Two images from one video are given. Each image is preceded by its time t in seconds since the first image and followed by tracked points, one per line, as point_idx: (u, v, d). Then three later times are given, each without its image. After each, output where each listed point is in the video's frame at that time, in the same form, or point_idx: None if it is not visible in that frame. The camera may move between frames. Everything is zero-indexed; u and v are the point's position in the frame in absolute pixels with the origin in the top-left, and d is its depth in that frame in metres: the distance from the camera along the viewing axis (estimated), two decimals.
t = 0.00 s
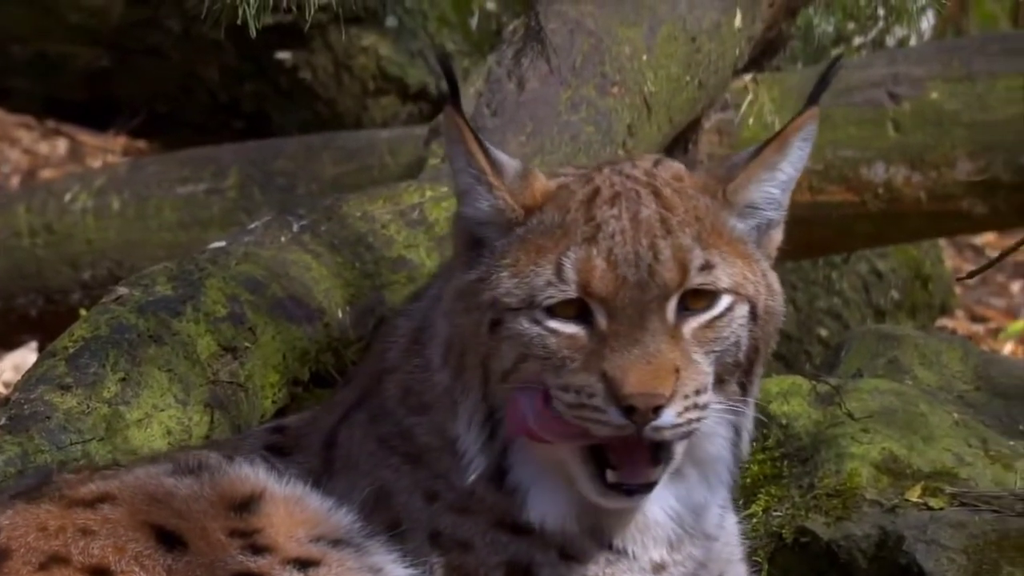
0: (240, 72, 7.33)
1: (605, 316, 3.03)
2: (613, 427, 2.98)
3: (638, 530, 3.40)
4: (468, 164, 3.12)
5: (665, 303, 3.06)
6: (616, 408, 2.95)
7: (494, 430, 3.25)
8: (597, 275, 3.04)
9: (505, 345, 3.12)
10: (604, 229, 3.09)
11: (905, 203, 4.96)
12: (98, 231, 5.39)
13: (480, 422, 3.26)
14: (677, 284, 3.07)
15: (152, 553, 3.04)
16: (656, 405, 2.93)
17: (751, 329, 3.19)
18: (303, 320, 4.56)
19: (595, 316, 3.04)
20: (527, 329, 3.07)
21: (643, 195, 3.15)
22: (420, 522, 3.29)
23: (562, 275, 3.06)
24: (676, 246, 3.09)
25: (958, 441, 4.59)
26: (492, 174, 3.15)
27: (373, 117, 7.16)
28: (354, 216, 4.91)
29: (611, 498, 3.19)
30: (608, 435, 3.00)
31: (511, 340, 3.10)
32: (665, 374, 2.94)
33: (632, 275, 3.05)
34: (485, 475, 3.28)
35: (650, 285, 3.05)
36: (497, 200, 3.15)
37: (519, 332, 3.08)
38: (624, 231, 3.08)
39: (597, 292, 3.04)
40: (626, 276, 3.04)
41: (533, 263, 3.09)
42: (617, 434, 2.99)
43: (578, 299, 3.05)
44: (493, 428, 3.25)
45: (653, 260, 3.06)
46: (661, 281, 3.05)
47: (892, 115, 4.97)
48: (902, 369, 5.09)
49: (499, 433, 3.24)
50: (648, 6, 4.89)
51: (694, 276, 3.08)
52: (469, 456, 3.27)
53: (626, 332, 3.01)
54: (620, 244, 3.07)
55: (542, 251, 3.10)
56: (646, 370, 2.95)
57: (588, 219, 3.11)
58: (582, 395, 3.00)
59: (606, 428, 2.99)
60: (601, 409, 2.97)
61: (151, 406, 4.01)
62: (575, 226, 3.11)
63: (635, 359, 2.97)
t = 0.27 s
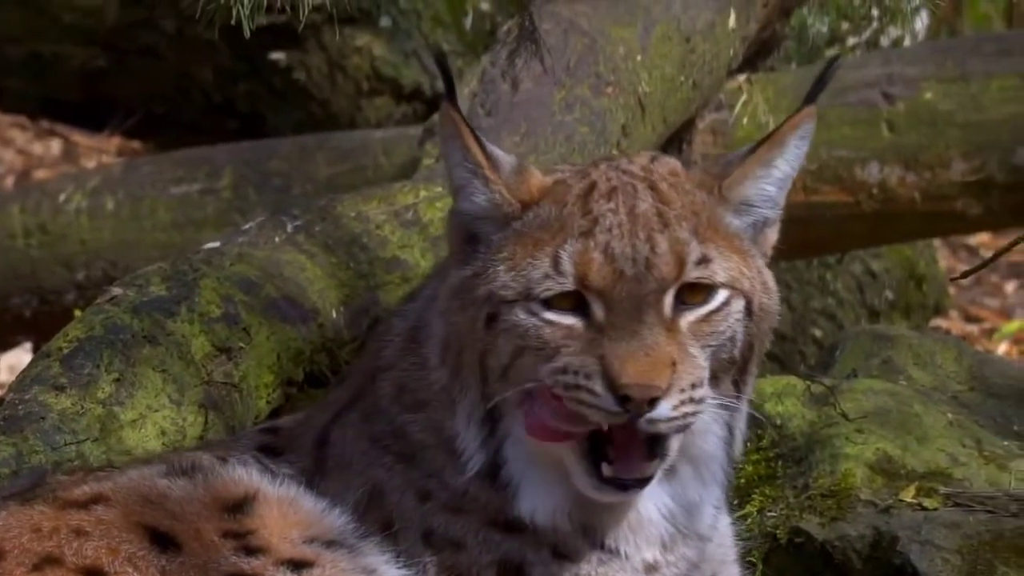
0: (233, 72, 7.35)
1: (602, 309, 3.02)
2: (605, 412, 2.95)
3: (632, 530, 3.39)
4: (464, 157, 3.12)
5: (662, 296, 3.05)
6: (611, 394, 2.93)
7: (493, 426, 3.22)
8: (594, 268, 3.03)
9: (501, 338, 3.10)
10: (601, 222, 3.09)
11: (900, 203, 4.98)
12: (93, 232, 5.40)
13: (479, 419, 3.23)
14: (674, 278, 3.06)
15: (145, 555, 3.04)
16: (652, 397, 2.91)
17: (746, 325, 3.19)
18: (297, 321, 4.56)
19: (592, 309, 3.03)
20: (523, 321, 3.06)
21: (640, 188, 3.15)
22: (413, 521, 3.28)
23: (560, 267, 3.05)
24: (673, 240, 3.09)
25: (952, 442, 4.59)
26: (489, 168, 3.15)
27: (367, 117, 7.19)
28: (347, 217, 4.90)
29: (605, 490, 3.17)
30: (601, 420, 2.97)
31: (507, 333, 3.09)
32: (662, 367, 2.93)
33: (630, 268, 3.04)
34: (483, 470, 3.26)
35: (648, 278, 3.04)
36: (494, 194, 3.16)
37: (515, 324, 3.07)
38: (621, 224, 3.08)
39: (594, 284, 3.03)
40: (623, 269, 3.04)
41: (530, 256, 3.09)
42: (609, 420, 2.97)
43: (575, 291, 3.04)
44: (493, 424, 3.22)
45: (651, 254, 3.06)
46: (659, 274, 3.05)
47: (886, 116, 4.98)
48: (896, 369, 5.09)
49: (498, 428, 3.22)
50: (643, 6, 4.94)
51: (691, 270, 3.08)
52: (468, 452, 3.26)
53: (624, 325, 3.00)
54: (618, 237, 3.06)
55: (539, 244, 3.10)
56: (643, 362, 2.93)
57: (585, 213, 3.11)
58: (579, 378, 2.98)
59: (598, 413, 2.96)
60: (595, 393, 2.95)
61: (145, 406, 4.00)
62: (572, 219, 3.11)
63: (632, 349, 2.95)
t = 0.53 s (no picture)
0: (228, 73, 7.37)
1: (595, 298, 3.02)
2: (594, 394, 2.93)
3: (627, 528, 3.37)
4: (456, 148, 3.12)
5: (655, 288, 3.05)
6: (601, 375, 2.91)
7: (490, 421, 3.20)
8: (588, 259, 3.04)
9: (494, 330, 3.09)
10: (595, 213, 3.09)
11: (894, 203, 4.99)
12: (87, 232, 5.40)
13: (476, 413, 3.20)
14: (668, 270, 3.07)
15: (139, 555, 3.05)
16: (643, 386, 2.89)
17: (738, 318, 3.19)
18: (291, 321, 4.55)
19: (585, 299, 3.03)
20: (516, 310, 3.05)
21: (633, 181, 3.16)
22: (407, 520, 3.25)
23: (553, 258, 3.06)
24: (666, 232, 3.10)
25: (946, 442, 4.58)
26: (481, 160, 3.15)
27: (361, 118, 7.15)
28: (342, 217, 4.90)
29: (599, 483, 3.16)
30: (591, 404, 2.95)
31: (499, 323, 3.08)
32: (655, 356, 2.91)
33: (623, 259, 3.05)
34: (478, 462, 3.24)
35: (641, 269, 3.04)
36: (485, 185, 3.15)
37: (507, 314, 3.06)
38: (615, 216, 3.09)
39: (587, 275, 3.03)
40: (617, 260, 3.04)
41: (523, 248, 3.09)
42: (597, 403, 2.94)
43: (568, 282, 3.04)
44: (489, 419, 3.20)
45: (644, 245, 3.06)
46: (652, 265, 3.05)
47: (880, 116, 4.99)
48: (890, 370, 5.09)
49: (494, 422, 3.20)
50: (637, 6, 4.94)
51: (684, 262, 3.08)
52: (464, 445, 3.24)
53: (617, 314, 2.99)
54: (612, 229, 3.07)
55: (532, 236, 3.10)
56: (636, 350, 2.91)
57: (578, 205, 3.11)
58: (572, 358, 2.96)
59: (587, 396, 2.94)
60: (586, 374, 2.93)
61: (139, 406, 4.00)
62: (565, 211, 3.12)
63: (625, 336, 2.94)
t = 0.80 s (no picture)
0: (222, 72, 7.37)
1: (590, 293, 3.02)
2: (588, 385, 2.93)
3: (622, 527, 3.36)
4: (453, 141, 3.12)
5: (651, 284, 3.04)
6: (595, 364, 2.92)
7: (487, 415, 3.18)
8: (583, 254, 3.03)
9: (490, 324, 3.07)
10: (590, 209, 3.09)
11: (888, 203, 5.00)
12: (81, 232, 5.41)
13: (473, 408, 3.18)
14: (663, 265, 3.07)
15: (130, 557, 3.05)
16: (635, 379, 2.89)
17: (733, 315, 3.19)
18: (286, 321, 4.55)
19: (580, 293, 3.03)
20: (512, 302, 3.04)
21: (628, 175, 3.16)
22: (401, 519, 3.24)
23: (549, 253, 3.05)
24: (662, 228, 3.10)
25: (941, 442, 4.59)
26: (479, 153, 3.16)
27: (356, 117, 7.23)
28: (336, 217, 4.90)
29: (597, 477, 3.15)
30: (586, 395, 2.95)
31: (495, 317, 3.06)
32: (649, 350, 2.91)
33: (619, 255, 3.05)
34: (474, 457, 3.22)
35: (636, 264, 3.04)
36: (484, 178, 3.16)
37: (502, 305, 3.05)
38: (611, 212, 3.08)
39: (583, 270, 3.03)
40: (612, 256, 3.04)
41: (519, 242, 3.09)
42: (591, 394, 2.94)
43: (564, 277, 3.04)
44: (486, 413, 3.18)
45: (640, 241, 3.06)
46: (647, 261, 3.05)
47: (874, 116, 4.99)
48: (885, 370, 5.10)
49: (491, 417, 3.18)
50: (631, 6, 4.95)
51: (680, 258, 3.08)
52: (460, 440, 3.23)
53: (612, 310, 2.98)
54: (608, 224, 3.07)
55: (528, 231, 3.09)
56: (631, 343, 2.92)
57: (574, 200, 3.11)
58: (572, 345, 2.97)
59: (582, 386, 2.94)
60: (584, 362, 2.95)
61: (134, 406, 4.00)
62: (561, 207, 3.11)
63: (620, 329, 2.95)
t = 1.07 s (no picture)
0: (217, 72, 7.38)
1: (590, 289, 3.02)
2: (588, 380, 2.94)
3: (619, 525, 3.34)
4: (448, 136, 3.12)
5: (649, 280, 3.04)
6: (595, 358, 2.93)
7: (487, 413, 3.16)
8: (582, 249, 3.04)
9: (489, 318, 3.06)
10: (590, 205, 3.10)
11: (883, 203, 5.00)
12: (76, 231, 5.41)
13: (474, 406, 3.16)
14: (661, 262, 3.07)
15: (121, 560, 3.07)
16: (634, 374, 2.90)
17: (731, 311, 3.19)
18: (281, 321, 4.54)
19: (580, 288, 3.03)
20: (511, 296, 3.04)
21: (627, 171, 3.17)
22: (396, 517, 3.22)
23: (548, 248, 3.05)
24: (660, 224, 3.10)
25: (936, 442, 4.58)
26: (473, 148, 3.15)
27: (350, 117, 7.26)
28: (331, 217, 4.90)
29: (600, 469, 3.11)
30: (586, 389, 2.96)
31: (493, 312, 3.06)
32: (648, 344, 2.92)
33: (618, 252, 3.05)
34: (474, 455, 3.20)
35: (635, 261, 3.04)
36: (478, 172, 3.15)
37: (501, 300, 3.05)
38: (609, 208, 3.09)
39: (582, 265, 3.04)
40: (611, 252, 3.04)
41: (517, 238, 3.09)
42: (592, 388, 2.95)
43: (563, 272, 3.04)
44: (487, 411, 3.15)
45: (638, 237, 3.06)
46: (646, 257, 3.05)
47: (869, 116, 5.00)
48: (880, 370, 5.11)
49: (492, 414, 3.15)
50: (626, 6, 4.94)
51: (678, 254, 3.08)
52: (461, 438, 3.20)
53: (612, 305, 2.98)
54: (606, 220, 3.07)
55: (527, 227, 3.09)
56: (630, 337, 2.92)
57: (572, 196, 3.12)
58: (574, 337, 2.97)
59: (584, 380, 2.95)
60: (585, 356, 2.94)
61: (129, 406, 4.00)
62: (560, 203, 3.12)
63: (620, 323, 2.95)
